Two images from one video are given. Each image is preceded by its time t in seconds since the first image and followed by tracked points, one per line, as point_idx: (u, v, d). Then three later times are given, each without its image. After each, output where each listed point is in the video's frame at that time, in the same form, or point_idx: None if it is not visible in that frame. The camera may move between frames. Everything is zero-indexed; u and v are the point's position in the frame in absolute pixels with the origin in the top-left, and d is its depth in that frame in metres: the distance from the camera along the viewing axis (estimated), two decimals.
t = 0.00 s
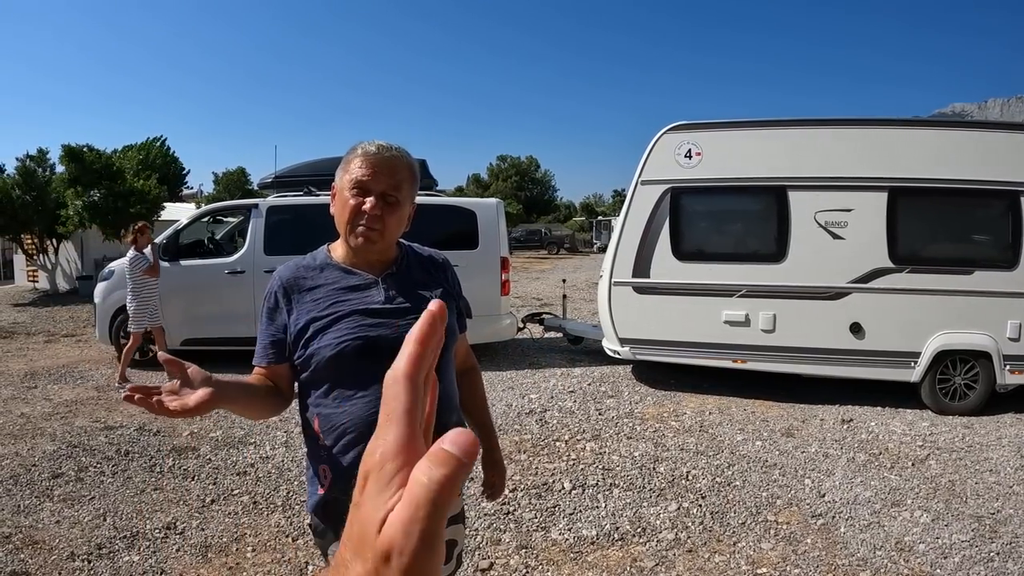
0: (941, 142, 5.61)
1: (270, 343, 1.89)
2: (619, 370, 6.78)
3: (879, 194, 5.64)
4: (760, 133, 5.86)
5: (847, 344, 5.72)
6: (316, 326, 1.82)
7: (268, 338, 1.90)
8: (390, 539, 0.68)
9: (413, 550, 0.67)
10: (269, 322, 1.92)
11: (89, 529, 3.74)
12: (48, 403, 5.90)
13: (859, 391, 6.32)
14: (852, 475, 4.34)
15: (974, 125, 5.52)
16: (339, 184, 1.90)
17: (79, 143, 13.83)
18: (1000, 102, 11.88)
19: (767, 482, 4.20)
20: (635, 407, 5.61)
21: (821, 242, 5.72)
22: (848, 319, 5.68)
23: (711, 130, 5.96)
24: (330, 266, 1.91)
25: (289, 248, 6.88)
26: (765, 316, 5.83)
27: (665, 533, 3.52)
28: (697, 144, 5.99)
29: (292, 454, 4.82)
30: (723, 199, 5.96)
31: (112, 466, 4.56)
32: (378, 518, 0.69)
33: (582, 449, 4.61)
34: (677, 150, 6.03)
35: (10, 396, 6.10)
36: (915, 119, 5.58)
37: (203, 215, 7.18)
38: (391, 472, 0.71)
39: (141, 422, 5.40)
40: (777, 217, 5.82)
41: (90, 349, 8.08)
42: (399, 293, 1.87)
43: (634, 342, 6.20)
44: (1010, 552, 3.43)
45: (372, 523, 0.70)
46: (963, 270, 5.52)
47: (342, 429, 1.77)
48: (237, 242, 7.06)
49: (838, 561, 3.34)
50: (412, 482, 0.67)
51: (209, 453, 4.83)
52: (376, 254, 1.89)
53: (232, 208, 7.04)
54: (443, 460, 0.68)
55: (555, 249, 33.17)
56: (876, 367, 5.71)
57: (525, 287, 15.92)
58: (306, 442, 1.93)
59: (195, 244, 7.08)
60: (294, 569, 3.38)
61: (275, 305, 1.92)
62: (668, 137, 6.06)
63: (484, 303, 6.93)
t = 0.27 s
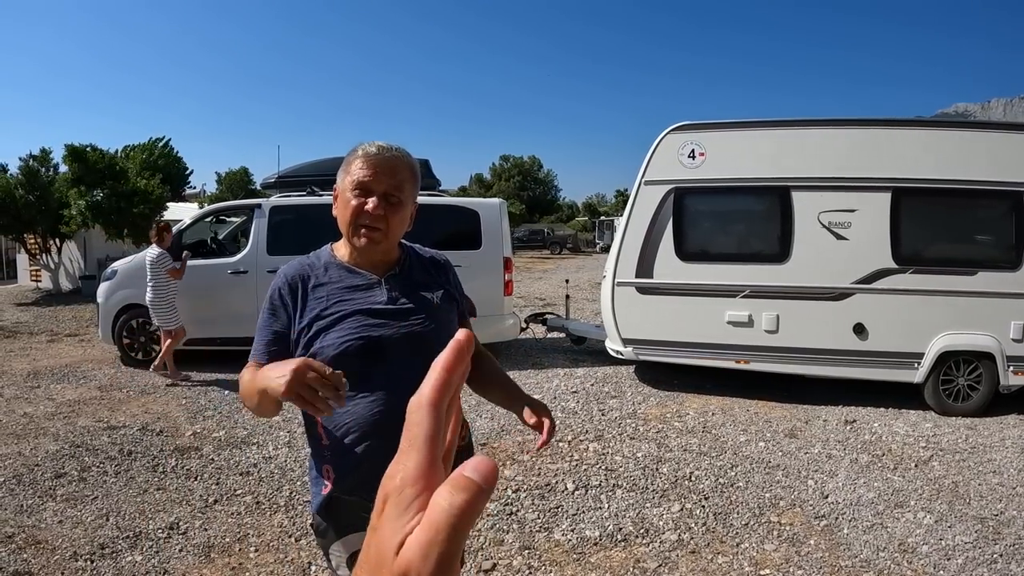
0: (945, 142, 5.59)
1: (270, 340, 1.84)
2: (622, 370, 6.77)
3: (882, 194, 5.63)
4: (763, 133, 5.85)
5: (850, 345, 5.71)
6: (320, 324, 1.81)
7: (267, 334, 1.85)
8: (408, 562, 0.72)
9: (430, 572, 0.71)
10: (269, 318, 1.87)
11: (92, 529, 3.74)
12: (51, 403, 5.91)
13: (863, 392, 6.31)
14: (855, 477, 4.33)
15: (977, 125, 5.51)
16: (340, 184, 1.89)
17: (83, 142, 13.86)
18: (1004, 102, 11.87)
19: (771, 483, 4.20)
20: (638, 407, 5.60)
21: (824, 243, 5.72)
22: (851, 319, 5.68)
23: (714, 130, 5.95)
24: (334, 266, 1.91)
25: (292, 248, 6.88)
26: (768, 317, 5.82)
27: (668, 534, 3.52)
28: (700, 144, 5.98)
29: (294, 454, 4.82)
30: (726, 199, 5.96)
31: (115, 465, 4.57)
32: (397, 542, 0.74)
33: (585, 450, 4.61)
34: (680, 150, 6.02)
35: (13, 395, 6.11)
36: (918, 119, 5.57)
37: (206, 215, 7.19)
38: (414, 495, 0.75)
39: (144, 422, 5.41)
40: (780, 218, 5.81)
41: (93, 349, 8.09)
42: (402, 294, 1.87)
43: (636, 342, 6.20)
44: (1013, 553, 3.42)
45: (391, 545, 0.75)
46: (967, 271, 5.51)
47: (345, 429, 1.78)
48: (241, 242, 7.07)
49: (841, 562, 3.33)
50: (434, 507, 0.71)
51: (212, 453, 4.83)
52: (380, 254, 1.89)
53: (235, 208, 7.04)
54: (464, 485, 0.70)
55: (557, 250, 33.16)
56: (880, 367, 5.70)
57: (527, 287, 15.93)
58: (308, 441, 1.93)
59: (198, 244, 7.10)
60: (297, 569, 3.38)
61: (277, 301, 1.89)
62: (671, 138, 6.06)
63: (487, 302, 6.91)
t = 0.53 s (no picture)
0: (950, 143, 5.57)
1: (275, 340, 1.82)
2: (624, 371, 6.76)
3: (886, 195, 5.61)
4: (767, 134, 5.84)
5: (853, 345, 5.69)
6: (324, 321, 1.78)
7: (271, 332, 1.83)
8: None
9: None
10: (274, 316, 1.85)
11: (94, 528, 3.74)
12: (53, 402, 5.91)
13: (866, 393, 6.29)
14: (859, 478, 4.32)
15: (981, 125, 5.49)
16: (349, 182, 1.87)
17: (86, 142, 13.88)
18: (1007, 102, 11.85)
19: (774, 484, 4.18)
20: (640, 408, 5.59)
21: (827, 243, 5.70)
22: (855, 320, 5.66)
23: (717, 130, 5.94)
24: (338, 263, 1.88)
25: (295, 248, 6.87)
26: (771, 317, 5.80)
27: (671, 535, 3.50)
28: (704, 144, 5.97)
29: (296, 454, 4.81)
30: (730, 199, 5.95)
31: (117, 465, 4.57)
32: None
33: (587, 451, 4.59)
34: (683, 150, 6.01)
35: (15, 395, 6.11)
36: (922, 119, 5.56)
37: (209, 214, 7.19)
38: None
39: (145, 422, 5.41)
40: (783, 218, 5.79)
41: (96, 348, 8.10)
42: (406, 289, 1.85)
43: (639, 343, 6.18)
44: (1017, 555, 3.40)
45: None
46: (971, 272, 5.49)
47: (348, 425, 1.78)
48: (243, 241, 7.07)
49: (844, 564, 3.32)
50: None
51: (214, 453, 4.83)
52: (386, 254, 1.87)
53: (238, 207, 7.04)
54: None
55: (559, 250, 33.14)
56: (883, 368, 5.68)
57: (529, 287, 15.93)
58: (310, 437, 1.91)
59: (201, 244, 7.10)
60: (298, 569, 3.37)
61: (280, 298, 1.86)
62: (674, 138, 6.05)
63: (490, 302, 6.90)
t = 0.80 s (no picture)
0: (952, 142, 5.56)
1: (268, 340, 1.84)
2: (625, 371, 6.75)
3: (888, 195, 5.59)
4: (769, 133, 5.83)
5: (855, 346, 5.68)
6: (316, 320, 1.78)
7: (265, 332, 1.84)
8: None
9: None
10: (267, 315, 1.86)
11: (93, 528, 3.73)
12: (54, 401, 5.91)
13: (868, 394, 6.28)
14: (861, 479, 4.30)
15: (984, 125, 5.48)
16: (345, 180, 1.85)
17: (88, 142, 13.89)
18: (1009, 102, 11.84)
19: (776, 485, 4.17)
20: (641, 408, 5.58)
21: (829, 243, 5.69)
22: (857, 320, 5.64)
23: (719, 130, 5.92)
24: (331, 262, 1.88)
25: (295, 248, 6.87)
26: (773, 318, 5.79)
27: (673, 536, 3.49)
28: (705, 144, 5.96)
29: (297, 454, 4.80)
30: (732, 199, 5.93)
31: (117, 465, 4.57)
32: None
33: (588, 451, 4.58)
34: (685, 150, 6.00)
35: (16, 394, 6.11)
36: (924, 119, 5.54)
37: (210, 214, 7.18)
38: None
39: (146, 422, 5.40)
40: (785, 218, 5.78)
41: (96, 348, 8.09)
42: (399, 286, 1.82)
43: (640, 343, 6.17)
44: (1020, 557, 3.39)
45: None
46: (973, 272, 5.48)
47: (341, 425, 1.77)
48: (244, 241, 7.06)
49: (846, 565, 3.30)
50: None
51: (214, 453, 4.82)
52: (383, 251, 1.86)
53: (239, 207, 7.04)
54: None
55: (560, 250, 33.14)
56: (886, 368, 5.67)
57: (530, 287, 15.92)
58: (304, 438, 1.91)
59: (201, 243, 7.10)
60: (298, 570, 3.36)
61: (273, 298, 1.87)
62: (676, 137, 6.04)
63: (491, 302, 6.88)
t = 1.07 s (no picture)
0: (951, 143, 5.56)
1: (262, 346, 1.86)
2: (625, 371, 6.75)
3: (889, 195, 5.59)
4: (769, 134, 5.82)
5: (856, 346, 5.68)
6: (309, 326, 1.79)
7: (261, 339, 1.86)
8: None
9: None
10: (263, 321, 1.89)
11: (94, 529, 3.73)
12: (54, 402, 5.91)
13: (868, 394, 6.28)
14: (861, 479, 4.30)
15: (984, 126, 5.48)
16: (340, 183, 1.85)
17: (88, 141, 13.88)
18: (1009, 102, 11.85)
19: (776, 486, 4.17)
20: (642, 409, 5.57)
21: (830, 243, 5.68)
22: (857, 321, 5.64)
23: (719, 130, 5.92)
24: (323, 266, 1.87)
25: (296, 248, 6.86)
26: (773, 318, 5.79)
27: (673, 537, 3.49)
28: (706, 144, 5.95)
29: (297, 454, 4.80)
30: (732, 200, 5.93)
31: (117, 465, 4.56)
32: None
33: (589, 452, 4.58)
34: (685, 150, 5.99)
35: (16, 394, 6.11)
36: (924, 119, 5.54)
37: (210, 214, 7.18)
38: None
39: (146, 422, 5.40)
40: (785, 218, 5.77)
41: (96, 348, 8.09)
42: (391, 289, 1.81)
43: (640, 343, 6.17)
44: (1021, 558, 3.39)
45: None
46: (974, 272, 5.48)
47: (336, 430, 1.78)
48: (244, 241, 7.05)
49: (846, 566, 3.30)
50: None
51: (215, 453, 4.82)
52: (379, 253, 1.85)
53: (238, 207, 7.03)
54: None
55: (560, 250, 33.14)
56: (886, 369, 5.66)
57: (530, 286, 15.92)
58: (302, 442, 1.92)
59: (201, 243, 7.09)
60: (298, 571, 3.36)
61: (269, 304, 1.89)
62: (676, 137, 6.03)
63: (491, 302, 6.88)
